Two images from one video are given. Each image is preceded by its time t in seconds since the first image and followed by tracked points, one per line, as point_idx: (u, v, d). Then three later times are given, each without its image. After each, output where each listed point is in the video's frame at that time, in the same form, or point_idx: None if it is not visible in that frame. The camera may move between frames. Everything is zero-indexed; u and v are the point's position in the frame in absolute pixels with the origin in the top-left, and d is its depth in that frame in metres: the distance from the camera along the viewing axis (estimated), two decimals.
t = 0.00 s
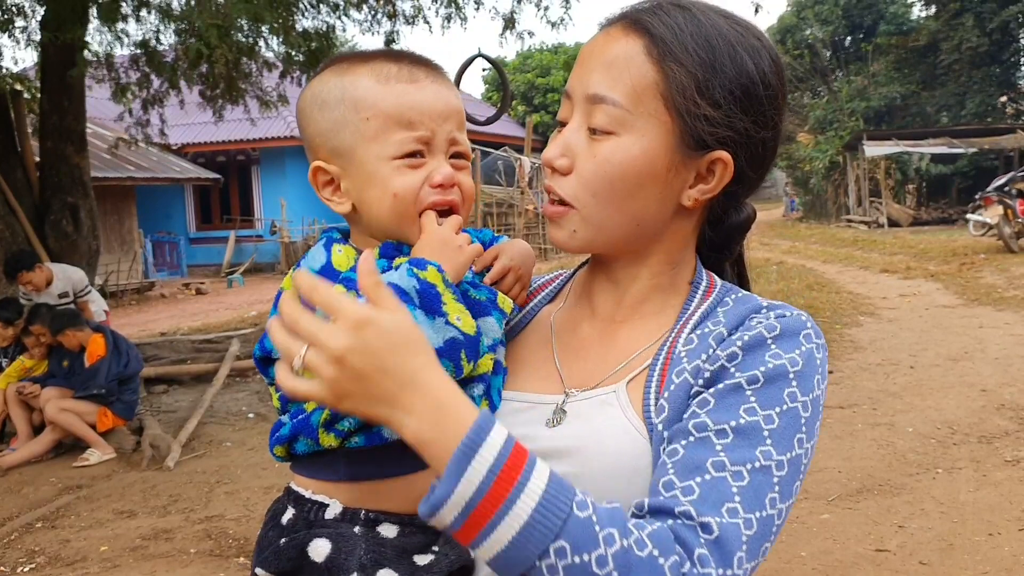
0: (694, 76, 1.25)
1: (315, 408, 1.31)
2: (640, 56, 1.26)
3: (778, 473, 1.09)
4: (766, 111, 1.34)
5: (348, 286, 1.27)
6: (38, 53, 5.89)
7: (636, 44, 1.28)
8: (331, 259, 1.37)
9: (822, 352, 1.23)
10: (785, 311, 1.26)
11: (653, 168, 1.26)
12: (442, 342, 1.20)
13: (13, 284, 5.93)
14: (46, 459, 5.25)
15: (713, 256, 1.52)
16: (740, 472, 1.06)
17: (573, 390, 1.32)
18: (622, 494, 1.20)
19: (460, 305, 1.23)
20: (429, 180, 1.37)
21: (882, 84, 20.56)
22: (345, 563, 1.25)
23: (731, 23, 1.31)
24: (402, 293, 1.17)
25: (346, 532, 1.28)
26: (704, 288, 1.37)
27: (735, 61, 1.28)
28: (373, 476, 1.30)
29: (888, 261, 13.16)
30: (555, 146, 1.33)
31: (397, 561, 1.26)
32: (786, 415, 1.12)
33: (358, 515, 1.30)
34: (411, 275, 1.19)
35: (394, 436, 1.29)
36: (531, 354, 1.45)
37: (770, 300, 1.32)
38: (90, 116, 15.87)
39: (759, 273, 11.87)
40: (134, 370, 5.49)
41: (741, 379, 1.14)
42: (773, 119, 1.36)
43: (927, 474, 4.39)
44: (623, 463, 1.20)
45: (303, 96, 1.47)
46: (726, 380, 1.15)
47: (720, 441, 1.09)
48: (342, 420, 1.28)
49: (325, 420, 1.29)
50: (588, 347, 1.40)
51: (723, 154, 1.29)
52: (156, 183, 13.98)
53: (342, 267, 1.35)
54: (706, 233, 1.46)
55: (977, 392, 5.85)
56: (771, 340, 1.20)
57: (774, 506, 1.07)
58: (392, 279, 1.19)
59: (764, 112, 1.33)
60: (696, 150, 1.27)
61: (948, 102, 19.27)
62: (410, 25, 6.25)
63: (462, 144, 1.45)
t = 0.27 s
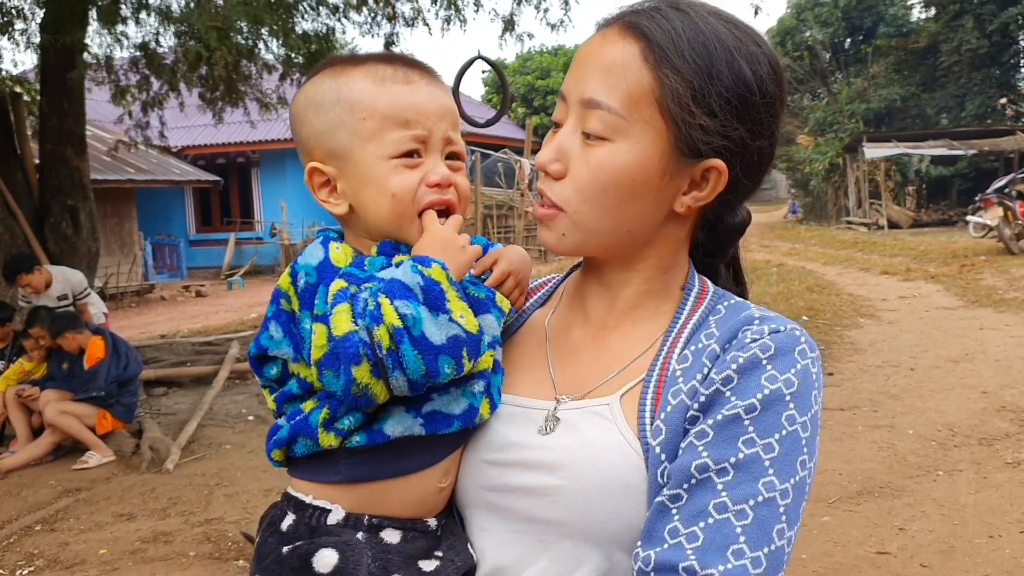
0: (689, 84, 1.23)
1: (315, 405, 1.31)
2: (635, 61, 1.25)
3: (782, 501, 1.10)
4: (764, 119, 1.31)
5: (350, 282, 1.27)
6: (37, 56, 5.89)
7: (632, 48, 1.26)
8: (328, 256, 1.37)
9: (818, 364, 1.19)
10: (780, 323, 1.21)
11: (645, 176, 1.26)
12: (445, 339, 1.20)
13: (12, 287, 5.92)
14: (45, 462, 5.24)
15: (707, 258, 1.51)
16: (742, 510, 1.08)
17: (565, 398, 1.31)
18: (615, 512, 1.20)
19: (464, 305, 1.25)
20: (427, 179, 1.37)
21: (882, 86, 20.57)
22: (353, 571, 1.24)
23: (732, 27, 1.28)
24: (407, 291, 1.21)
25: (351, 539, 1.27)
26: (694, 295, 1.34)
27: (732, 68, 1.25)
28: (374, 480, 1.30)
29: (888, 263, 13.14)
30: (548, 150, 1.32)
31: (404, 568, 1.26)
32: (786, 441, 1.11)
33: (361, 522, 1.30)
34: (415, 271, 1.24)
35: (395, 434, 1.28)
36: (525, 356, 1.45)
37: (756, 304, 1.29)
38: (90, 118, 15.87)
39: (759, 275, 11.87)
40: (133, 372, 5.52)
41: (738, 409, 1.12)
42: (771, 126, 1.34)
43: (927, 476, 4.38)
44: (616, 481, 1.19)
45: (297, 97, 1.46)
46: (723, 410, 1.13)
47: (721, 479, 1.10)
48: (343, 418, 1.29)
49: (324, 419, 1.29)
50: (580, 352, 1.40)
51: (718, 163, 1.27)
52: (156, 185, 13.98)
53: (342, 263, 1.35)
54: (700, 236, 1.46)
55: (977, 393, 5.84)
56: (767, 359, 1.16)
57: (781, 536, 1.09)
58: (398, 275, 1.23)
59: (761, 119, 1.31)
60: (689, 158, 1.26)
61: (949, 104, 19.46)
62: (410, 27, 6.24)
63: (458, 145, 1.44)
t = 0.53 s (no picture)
0: (681, 88, 1.22)
1: (308, 414, 1.31)
2: (626, 65, 1.24)
3: (782, 514, 1.09)
4: (760, 120, 1.30)
5: (343, 289, 1.26)
6: (37, 56, 5.88)
7: (623, 51, 1.25)
8: (322, 262, 1.36)
9: (818, 372, 1.17)
10: (780, 330, 1.18)
11: (639, 181, 1.25)
12: (436, 352, 1.19)
13: (12, 288, 5.92)
14: (45, 463, 5.24)
15: (708, 256, 1.50)
16: (742, 526, 1.07)
17: (563, 400, 1.31)
18: (611, 517, 1.19)
19: (457, 317, 1.23)
20: (416, 176, 1.35)
21: (882, 86, 20.55)
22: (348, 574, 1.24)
23: (726, 27, 1.26)
24: (400, 301, 1.19)
25: (347, 542, 1.27)
26: (694, 298, 1.33)
27: (727, 70, 1.23)
28: (371, 485, 1.29)
29: (889, 262, 13.13)
30: (542, 154, 1.32)
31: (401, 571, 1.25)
32: (786, 453, 1.10)
33: (358, 525, 1.29)
34: (410, 282, 1.22)
35: (392, 443, 1.27)
36: (526, 357, 1.45)
37: (761, 309, 1.29)
38: (91, 118, 15.86)
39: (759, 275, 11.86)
40: (133, 372, 5.52)
41: (739, 421, 1.10)
42: (769, 126, 1.32)
43: (929, 476, 4.37)
44: (613, 485, 1.18)
45: (294, 95, 1.45)
46: (723, 421, 1.11)
47: (720, 494, 1.08)
48: (335, 426, 1.28)
49: (317, 427, 1.29)
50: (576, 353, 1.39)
51: (713, 166, 1.26)
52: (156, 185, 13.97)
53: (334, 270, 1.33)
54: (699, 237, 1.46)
55: (978, 393, 5.83)
56: (767, 368, 1.13)
57: (780, 550, 1.08)
58: (392, 285, 1.21)
59: (757, 120, 1.29)
60: (684, 163, 1.25)
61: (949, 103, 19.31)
62: (410, 27, 6.23)
63: (453, 139, 1.43)
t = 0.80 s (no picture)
0: (681, 86, 1.21)
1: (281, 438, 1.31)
2: (624, 63, 1.23)
3: (798, 513, 1.08)
4: (763, 117, 1.29)
5: (314, 310, 1.26)
6: (37, 54, 5.87)
7: (621, 49, 1.24)
8: (305, 273, 1.35)
9: (825, 367, 1.17)
10: (788, 325, 1.18)
11: (641, 181, 1.24)
12: (384, 404, 1.17)
13: (11, 286, 5.91)
14: (44, 461, 5.23)
15: (710, 251, 1.50)
16: (760, 528, 1.07)
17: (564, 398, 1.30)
18: (618, 517, 1.18)
19: (419, 372, 1.19)
20: (414, 177, 1.33)
21: (882, 85, 20.54)
22: None
23: (726, 23, 1.24)
24: (363, 343, 1.16)
25: (347, 546, 1.26)
26: (698, 293, 1.32)
27: (727, 67, 1.22)
28: (369, 488, 1.28)
29: (889, 261, 13.11)
30: (541, 154, 1.31)
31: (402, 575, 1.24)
32: (800, 451, 1.09)
33: (357, 529, 1.28)
34: (381, 326, 1.18)
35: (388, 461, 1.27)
36: (526, 353, 1.44)
37: (763, 303, 1.29)
38: (91, 117, 15.85)
39: (759, 273, 11.85)
40: (132, 371, 5.49)
41: (752, 421, 1.09)
42: (771, 123, 1.31)
43: (929, 474, 4.36)
44: (621, 486, 1.17)
45: (290, 95, 1.44)
46: (735, 421, 1.10)
47: (736, 496, 1.08)
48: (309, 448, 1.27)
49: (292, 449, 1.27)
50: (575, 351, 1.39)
51: (715, 165, 1.25)
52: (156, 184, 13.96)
53: (314, 285, 1.31)
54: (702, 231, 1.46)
55: (978, 392, 5.83)
56: (777, 367, 1.13)
57: (797, 550, 1.08)
58: (363, 321, 1.19)
59: (760, 117, 1.28)
60: (686, 162, 1.24)
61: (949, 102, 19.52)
62: (410, 24, 6.22)
63: (451, 142, 1.42)
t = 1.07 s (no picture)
0: (689, 86, 1.21)
1: (285, 445, 1.31)
2: (631, 62, 1.23)
3: (810, 512, 1.09)
4: (770, 115, 1.29)
5: (312, 316, 1.27)
6: (38, 53, 5.88)
7: (628, 47, 1.24)
8: (303, 275, 1.35)
9: (832, 366, 1.18)
10: (796, 324, 1.19)
11: (649, 181, 1.24)
12: (379, 417, 1.17)
13: (13, 285, 5.91)
14: (46, 460, 5.23)
15: (717, 250, 1.50)
16: (771, 528, 1.07)
17: (572, 398, 1.30)
18: (627, 517, 1.18)
19: (415, 386, 1.19)
20: (419, 171, 1.34)
21: (884, 84, 20.51)
22: None
23: (734, 21, 1.25)
24: (359, 354, 1.17)
25: (354, 549, 1.26)
26: (703, 292, 1.33)
27: (735, 66, 1.22)
28: (375, 492, 1.28)
29: (890, 260, 13.11)
30: (546, 154, 1.31)
31: None
32: (810, 451, 1.10)
33: (364, 533, 1.28)
34: (379, 337, 1.18)
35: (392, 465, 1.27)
36: (531, 353, 1.44)
37: (768, 302, 1.29)
38: (92, 116, 15.86)
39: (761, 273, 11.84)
40: (134, 370, 5.50)
41: (762, 421, 1.10)
42: (778, 121, 1.32)
43: (930, 474, 4.36)
44: (631, 487, 1.17)
45: (287, 93, 1.44)
46: (746, 421, 1.11)
47: (749, 496, 1.09)
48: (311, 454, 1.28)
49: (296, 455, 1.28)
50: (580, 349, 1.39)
51: (723, 164, 1.26)
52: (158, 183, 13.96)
53: (313, 287, 1.32)
54: (711, 230, 1.45)
55: (980, 391, 5.82)
56: (786, 366, 1.14)
57: (809, 550, 1.08)
58: (361, 331, 1.20)
59: (767, 115, 1.29)
60: (693, 161, 1.25)
61: (951, 101, 19.52)
62: (411, 24, 6.22)
63: (452, 136, 1.43)
